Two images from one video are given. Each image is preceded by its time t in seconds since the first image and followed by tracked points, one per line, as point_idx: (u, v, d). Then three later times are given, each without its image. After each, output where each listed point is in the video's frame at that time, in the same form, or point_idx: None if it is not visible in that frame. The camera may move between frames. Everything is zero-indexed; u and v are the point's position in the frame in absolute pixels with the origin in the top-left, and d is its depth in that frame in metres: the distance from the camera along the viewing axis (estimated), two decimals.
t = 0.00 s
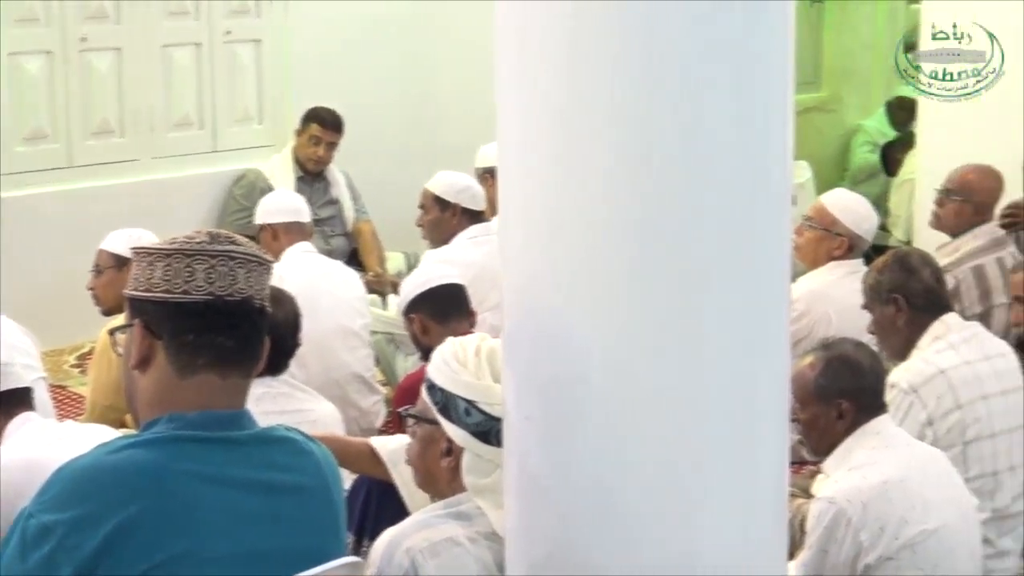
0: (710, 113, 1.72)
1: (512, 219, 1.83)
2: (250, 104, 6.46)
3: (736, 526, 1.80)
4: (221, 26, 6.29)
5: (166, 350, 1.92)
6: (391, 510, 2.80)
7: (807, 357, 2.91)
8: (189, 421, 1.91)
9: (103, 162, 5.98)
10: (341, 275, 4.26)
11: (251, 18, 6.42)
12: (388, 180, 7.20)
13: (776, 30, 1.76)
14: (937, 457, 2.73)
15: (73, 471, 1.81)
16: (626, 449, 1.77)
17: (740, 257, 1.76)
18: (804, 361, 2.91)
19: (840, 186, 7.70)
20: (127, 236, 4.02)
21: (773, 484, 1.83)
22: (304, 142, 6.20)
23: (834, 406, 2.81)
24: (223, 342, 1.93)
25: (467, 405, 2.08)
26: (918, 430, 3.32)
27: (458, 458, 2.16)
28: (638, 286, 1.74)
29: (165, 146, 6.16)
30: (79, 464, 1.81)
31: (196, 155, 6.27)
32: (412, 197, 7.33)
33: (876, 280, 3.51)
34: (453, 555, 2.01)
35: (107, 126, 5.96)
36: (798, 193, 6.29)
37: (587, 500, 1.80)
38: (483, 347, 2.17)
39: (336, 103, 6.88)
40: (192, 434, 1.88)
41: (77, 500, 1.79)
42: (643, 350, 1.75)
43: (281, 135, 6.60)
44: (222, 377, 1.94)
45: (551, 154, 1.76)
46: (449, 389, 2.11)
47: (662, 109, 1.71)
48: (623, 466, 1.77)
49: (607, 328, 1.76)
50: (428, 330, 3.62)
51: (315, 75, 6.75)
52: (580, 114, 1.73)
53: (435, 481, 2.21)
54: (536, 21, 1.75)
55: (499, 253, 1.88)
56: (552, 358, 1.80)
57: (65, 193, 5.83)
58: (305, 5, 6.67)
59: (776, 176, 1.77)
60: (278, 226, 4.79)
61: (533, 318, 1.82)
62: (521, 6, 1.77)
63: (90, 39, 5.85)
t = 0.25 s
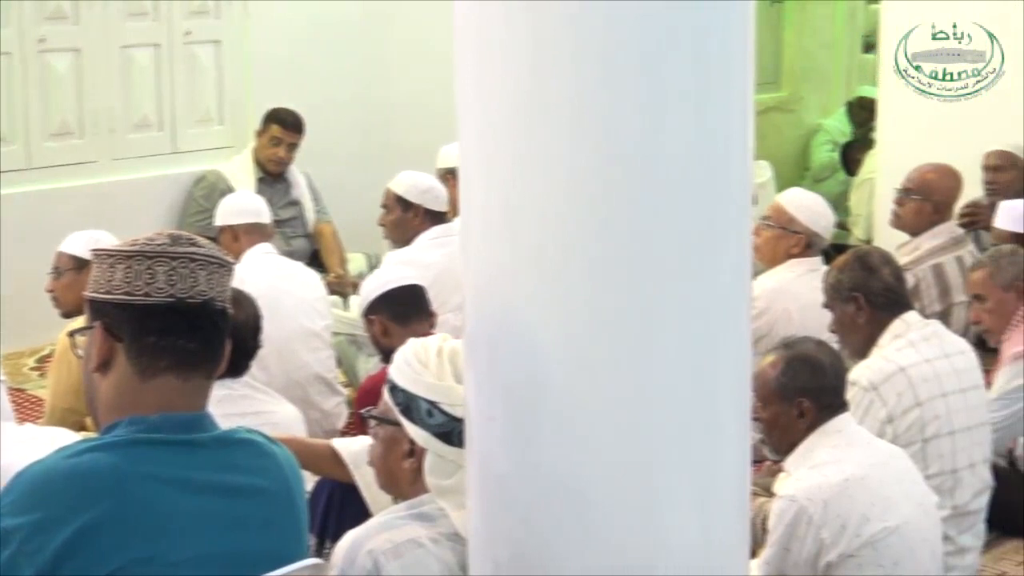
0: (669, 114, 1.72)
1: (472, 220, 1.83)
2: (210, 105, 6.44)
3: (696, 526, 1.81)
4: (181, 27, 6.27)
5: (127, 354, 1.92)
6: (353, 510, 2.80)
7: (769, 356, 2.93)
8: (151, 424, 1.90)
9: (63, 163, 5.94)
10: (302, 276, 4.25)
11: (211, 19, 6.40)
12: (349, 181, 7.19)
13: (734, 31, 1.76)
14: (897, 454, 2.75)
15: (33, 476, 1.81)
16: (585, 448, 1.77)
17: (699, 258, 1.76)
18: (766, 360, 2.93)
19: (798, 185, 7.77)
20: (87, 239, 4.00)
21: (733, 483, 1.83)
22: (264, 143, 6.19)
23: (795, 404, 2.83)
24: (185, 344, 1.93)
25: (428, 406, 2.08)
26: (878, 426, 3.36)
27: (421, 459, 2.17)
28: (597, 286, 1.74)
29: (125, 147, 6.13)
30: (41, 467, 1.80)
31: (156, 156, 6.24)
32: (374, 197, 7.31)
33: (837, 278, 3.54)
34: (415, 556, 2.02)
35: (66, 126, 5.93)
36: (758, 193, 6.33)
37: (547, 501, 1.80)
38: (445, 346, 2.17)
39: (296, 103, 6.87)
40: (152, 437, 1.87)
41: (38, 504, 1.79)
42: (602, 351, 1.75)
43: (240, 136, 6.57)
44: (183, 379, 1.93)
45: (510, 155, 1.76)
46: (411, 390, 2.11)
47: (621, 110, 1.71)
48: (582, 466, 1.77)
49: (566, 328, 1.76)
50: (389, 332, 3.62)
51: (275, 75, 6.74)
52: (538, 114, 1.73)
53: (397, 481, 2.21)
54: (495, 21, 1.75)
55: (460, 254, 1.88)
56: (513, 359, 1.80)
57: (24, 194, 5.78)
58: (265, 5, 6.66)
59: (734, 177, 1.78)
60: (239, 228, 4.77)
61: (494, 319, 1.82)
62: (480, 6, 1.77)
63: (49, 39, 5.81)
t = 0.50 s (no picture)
0: (632, 115, 1.72)
1: (437, 219, 1.82)
2: (172, 106, 6.40)
3: (662, 525, 1.81)
4: (142, 28, 6.24)
5: (90, 356, 1.90)
6: (318, 510, 2.79)
7: (733, 356, 2.94)
8: (114, 426, 1.88)
9: (25, 165, 5.87)
10: (266, 278, 4.24)
11: (173, 19, 6.37)
12: (313, 181, 7.17)
13: (698, 29, 1.76)
14: (861, 452, 2.77)
15: None
16: (551, 447, 1.77)
17: (663, 258, 1.76)
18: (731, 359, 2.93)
19: (762, 185, 7.81)
20: (48, 240, 3.97)
21: (699, 481, 1.83)
22: (228, 144, 6.19)
23: (760, 403, 2.83)
24: (148, 346, 1.92)
25: (393, 407, 2.08)
26: (842, 425, 3.38)
27: (386, 460, 2.16)
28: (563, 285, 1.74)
29: (87, 149, 6.08)
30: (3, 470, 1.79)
31: (118, 157, 6.20)
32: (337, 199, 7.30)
33: (801, 278, 3.56)
34: (381, 557, 2.02)
35: (28, 128, 5.87)
36: (722, 193, 6.37)
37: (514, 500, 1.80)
38: (409, 347, 2.17)
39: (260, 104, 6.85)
40: (115, 440, 1.86)
41: None
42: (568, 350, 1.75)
43: (203, 137, 6.55)
44: (147, 382, 1.92)
45: (475, 154, 1.75)
46: (376, 391, 2.10)
47: (583, 111, 1.71)
48: (549, 465, 1.77)
49: (532, 327, 1.76)
50: (353, 333, 3.62)
51: (239, 77, 6.72)
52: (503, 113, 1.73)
53: (362, 482, 2.21)
54: (460, 20, 1.75)
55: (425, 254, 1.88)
56: (477, 360, 1.80)
57: None
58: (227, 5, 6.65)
59: (698, 178, 1.78)
60: (203, 228, 4.76)
61: (459, 319, 1.81)
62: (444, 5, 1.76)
63: (11, 39, 5.74)
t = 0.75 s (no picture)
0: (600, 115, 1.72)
1: (403, 219, 1.81)
2: (138, 106, 6.36)
3: (630, 525, 1.80)
4: (108, 28, 6.18)
5: (55, 358, 1.89)
6: (286, 512, 2.78)
7: (701, 355, 2.94)
8: (81, 427, 1.87)
9: None
10: (234, 278, 4.22)
11: (139, 20, 6.33)
12: (279, 181, 7.15)
13: (663, 30, 1.77)
14: (829, 451, 2.79)
15: None
16: (519, 449, 1.76)
17: (632, 258, 1.76)
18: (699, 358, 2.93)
19: (728, 185, 7.85)
20: (13, 242, 3.94)
21: (667, 482, 1.83)
22: (194, 145, 6.21)
23: (728, 402, 2.83)
24: (114, 347, 1.90)
25: (361, 407, 2.07)
26: (810, 423, 3.39)
27: (354, 461, 2.16)
28: (531, 285, 1.73)
29: (53, 149, 6.03)
30: None
31: (84, 158, 6.15)
32: (304, 200, 7.29)
33: (768, 277, 3.56)
34: (349, 558, 2.02)
35: None
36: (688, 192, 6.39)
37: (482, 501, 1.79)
38: (376, 347, 2.16)
39: (227, 104, 6.84)
40: (81, 441, 1.85)
41: None
42: (535, 350, 1.74)
43: (169, 137, 6.52)
44: (113, 383, 1.91)
45: (440, 154, 1.75)
46: (343, 391, 2.09)
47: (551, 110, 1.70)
48: (517, 466, 1.77)
49: (499, 328, 1.75)
50: (320, 334, 3.61)
51: (206, 77, 6.71)
52: (469, 113, 1.72)
53: (330, 483, 2.20)
54: (426, 20, 1.74)
55: (392, 255, 1.87)
56: (444, 361, 1.79)
57: None
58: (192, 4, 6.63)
59: (664, 178, 1.78)
60: (169, 229, 4.74)
61: (426, 320, 1.81)
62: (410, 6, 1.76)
63: None
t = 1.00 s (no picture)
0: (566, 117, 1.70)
1: (371, 219, 1.80)
2: (104, 107, 6.32)
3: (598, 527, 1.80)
4: (74, 28, 6.13)
5: (22, 361, 1.88)
6: (253, 513, 2.78)
7: (669, 355, 2.95)
8: (48, 429, 1.87)
9: None
10: (201, 279, 4.20)
11: (104, 20, 6.27)
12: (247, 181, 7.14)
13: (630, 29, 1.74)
14: (797, 450, 2.80)
15: None
16: (486, 452, 1.75)
17: (599, 260, 1.75)
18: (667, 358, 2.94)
19: (696, 184, 7.88)
20: None
21: (636, 483, 1.83)
22: (160, 145, 6.20)
23: (696, 402, 2.84)
24: (81, 349, 1.89)
25: (329, 407, 2.06)
26: (778, 422, 3.42)
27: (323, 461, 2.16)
28: (497, 289, 1.72)
29: (19, 150, 5.98)
30: None
31: (49, 159, 6.11)
32: (271, 201, 7.27)
33: (735, 276, 3.58)
34: (317, 558, 2.02)
35: None
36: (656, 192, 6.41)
37: (450, 504, 1.78)
38: (345, 348, 2.15)
39: (190, 102, 6.85)
40: (48, 444, 1.84)
41: None
42: (502, 354, 1.73)
43: (135, 137, 6.48)
44: (80, 385, 1.90)
45: (406, 155, 1.73)
46: (312, 392, 2.08)
47: (518, 113, 1.68)
48: (484, 469, 1.76)
49: (465, 331, 1.74)
50: (287, 335, 3.60)
51: (168, 76, 6.73)
52: (434, 115, 1.70)
53: (299, 484, 2.20)
54: (391, 20, 1.72)
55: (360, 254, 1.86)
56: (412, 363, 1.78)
57: None
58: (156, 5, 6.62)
59: (632, 179, 1.76)
60: (137, 230, 4.71)
61: (394, 321, 1.80)
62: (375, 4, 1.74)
63: None
